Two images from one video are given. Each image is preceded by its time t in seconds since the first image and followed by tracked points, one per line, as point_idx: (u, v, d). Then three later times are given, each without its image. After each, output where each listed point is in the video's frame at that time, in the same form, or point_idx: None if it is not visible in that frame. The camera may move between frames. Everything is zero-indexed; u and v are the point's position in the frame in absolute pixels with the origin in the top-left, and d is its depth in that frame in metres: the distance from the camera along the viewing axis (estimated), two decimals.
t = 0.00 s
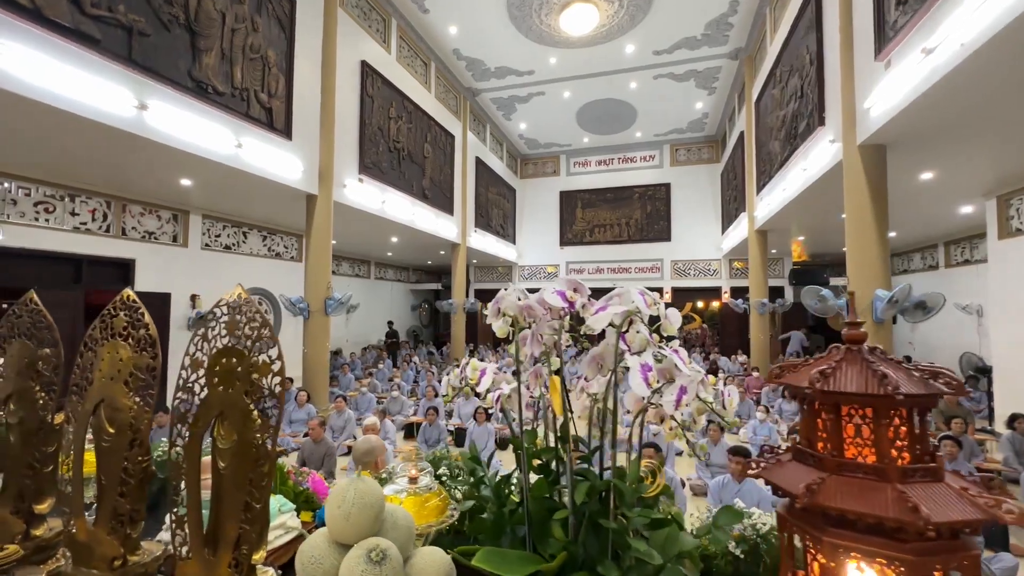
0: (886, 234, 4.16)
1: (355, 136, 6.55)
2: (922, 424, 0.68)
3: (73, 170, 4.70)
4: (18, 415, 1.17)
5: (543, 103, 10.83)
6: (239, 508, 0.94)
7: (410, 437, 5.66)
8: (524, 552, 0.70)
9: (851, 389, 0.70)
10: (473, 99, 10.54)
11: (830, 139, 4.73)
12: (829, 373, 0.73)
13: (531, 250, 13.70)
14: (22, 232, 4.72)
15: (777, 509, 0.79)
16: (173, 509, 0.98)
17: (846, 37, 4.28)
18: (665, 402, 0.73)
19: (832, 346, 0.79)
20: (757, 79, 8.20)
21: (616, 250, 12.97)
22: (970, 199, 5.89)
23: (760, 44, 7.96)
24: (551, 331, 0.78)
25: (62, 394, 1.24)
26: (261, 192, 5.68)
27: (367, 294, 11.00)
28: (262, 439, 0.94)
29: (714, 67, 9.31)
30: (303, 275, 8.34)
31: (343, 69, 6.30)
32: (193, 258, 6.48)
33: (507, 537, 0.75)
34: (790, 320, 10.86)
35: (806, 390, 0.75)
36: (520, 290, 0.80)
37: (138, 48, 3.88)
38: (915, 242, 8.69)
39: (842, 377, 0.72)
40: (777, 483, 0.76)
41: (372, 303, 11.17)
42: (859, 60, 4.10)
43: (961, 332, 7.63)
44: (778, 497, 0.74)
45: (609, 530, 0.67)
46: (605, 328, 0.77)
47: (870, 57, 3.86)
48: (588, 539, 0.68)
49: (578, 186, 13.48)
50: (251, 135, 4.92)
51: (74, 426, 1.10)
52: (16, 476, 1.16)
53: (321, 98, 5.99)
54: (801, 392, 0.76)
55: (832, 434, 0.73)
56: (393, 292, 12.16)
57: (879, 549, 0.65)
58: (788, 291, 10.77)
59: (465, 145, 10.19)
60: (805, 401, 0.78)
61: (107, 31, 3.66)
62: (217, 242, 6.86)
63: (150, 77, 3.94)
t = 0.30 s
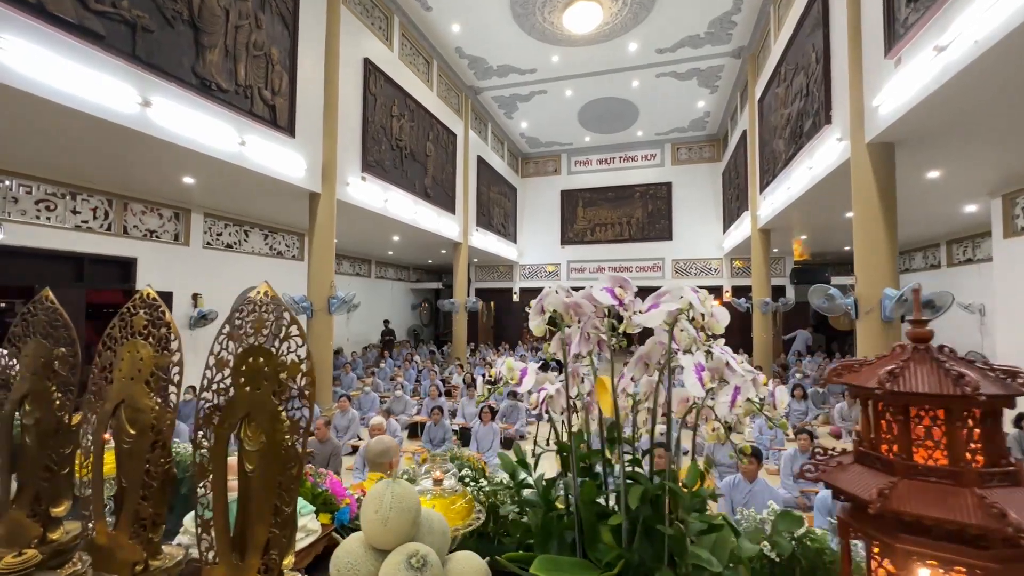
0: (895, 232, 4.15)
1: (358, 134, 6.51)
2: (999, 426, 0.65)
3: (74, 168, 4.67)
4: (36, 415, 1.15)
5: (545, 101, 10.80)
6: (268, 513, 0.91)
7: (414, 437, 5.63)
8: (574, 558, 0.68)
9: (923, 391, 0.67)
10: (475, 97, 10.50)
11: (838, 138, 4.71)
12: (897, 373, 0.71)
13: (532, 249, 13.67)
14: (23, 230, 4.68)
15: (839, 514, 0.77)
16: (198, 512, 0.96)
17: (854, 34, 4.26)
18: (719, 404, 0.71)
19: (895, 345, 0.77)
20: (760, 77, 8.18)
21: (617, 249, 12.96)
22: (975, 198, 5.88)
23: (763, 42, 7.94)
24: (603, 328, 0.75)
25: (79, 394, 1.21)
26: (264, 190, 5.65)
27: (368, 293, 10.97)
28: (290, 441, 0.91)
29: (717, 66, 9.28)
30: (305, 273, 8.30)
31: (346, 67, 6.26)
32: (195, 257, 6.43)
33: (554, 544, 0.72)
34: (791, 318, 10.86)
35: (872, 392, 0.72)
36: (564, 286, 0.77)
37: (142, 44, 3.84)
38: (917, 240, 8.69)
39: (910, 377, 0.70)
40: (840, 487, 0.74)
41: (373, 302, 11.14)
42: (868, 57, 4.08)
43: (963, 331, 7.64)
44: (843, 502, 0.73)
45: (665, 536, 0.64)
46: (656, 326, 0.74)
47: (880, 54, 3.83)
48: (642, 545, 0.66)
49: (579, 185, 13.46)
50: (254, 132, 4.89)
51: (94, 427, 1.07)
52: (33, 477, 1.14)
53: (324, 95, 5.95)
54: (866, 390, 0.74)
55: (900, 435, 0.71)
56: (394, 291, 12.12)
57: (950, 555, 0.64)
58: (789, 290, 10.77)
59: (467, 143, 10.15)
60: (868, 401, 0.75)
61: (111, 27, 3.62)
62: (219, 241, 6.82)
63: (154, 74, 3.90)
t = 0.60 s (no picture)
0: (904, 231, 4.14)
1: (361, 132, 6.47)
2: None
3: (76, 165, 4.62)
4: (55, 416, 1.12)
5: (547, 100, 10.77)
6: (302, 517, 0.88)
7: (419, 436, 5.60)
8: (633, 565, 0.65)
9: (1005, 391, 0.65)
10: (476, 96, 10.47)
11: (845, 136, 4.70)
12: (975, 373, 0.69)
13: (533, 248, 13.63)
14: (25, 228, 4.63)
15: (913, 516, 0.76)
16: (228, 516, 0.93)
17: (863, 32, 4.24)
18: (782, 405, 0.68)
19: (968, 343, 0.76)
20: (763, 76, 8.16)
21: (619, 248, 12.94)
22: (980, 197, 5.88)
23: (767, 41, 7.92)
24: (658, 328, 0.72)
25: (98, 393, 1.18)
26: (267, 188, 5.60)
27: (369, 292, 10.93)
28: (323, 443, 0.88)
29: (720, 64, 9.26)
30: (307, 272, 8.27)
31: (349, 64, 6.22)
32: (196, 256, 6.39)
33: (611, 551, 0.69)
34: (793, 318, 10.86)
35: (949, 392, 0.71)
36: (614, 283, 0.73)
37: (147, 41, 3.80)
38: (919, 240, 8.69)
39: (990, 376, 0.68)
40: (916, 490, 0.73)
41: (374, 301, 11.10)
42: (878, 55, 4.06)
43: (966, 330, 7.64)
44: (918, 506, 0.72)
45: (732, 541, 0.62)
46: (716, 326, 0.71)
47: (890, 51, 3.81)
48: (705, 551, 0.63)
49: (581, 184, 13.43)
50: (258, 129, 4.85)
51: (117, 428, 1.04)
52: (52, 479, 1.11)
53: (328, 93, 5.91)
54: (944, 391, 0.72)
55: (981, 437, 0.69)
56: (394, 290, 12.08)
57: None
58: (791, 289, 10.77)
59: (469, 142, 10.12)
60: (943, 402, 0.74)
61: (115, 22, 3.58)
62: (221, 239, 6.78)
63: (158, 70, 3.86)
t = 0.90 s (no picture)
0: (913, 230, 4.12)
1: (364, 130, 6.43)
2: None
3: (78, 163, 4.58)
4: (75, 418, 1.08)
5: (549, 99, 10.73)
6: (340, 524, 0.85)
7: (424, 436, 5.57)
8: None
9: None
10: (478, 94, 10.43)
11: (852, 135, 4.68)
12: None
13: (534, 247, 13.60)
14: (26, 227, 4.58)
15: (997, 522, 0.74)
16: (259, 524, 0.89)
17: (871, 30, 4.21)
18: (853, 410, 0.65)
19: None
20: (766, 75, 8.14)
21: (620, 247, 12.92)
22: (985, 197, 5.87)
23: (770, 40, 7.91)
24: (717, 330, 0.69)
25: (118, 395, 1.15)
26: (271, 187, 5.56)
27: (370, 292, 10.89)
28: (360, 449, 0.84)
29: (723, 63, 9.24)
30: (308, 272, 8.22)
31: (353, 62, 6.18)
32: (197, 255, 6.33)
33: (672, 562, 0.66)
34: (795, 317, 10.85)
35: None
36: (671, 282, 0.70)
37: (150, 37, 3.76)
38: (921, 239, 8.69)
39: None
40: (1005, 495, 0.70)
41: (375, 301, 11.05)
42: (887, 53, 4.04)
43: (969, 329, 7.65)
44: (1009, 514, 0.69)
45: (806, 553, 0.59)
46: (779, 327, 0.68)
47: (900, 50, 3.79)
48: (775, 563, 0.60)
49: (581, 183, 13.41)
50: (262, 127, 4.81)
51: (142, 431, 1.01)
52: (73, 485, 1.08)
53: (331, 91, 5.87)
54: None
55: None
56: (395, 289, 12.04)
57: None
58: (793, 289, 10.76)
59: (471, 141, 10.07)
60: None
61: (119, 18, 3.54)
62: (222, 238, 6.73)
63: (163, 67, 3.82)
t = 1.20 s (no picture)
0: (922, 228, 4.10)
1: (367, 129, 6.39)
2: None
3: (80, 161, 4.54)
4: (95, 420, 1.06)
5: (550, 98, 10.70)
6: (376, 529, 0.83)
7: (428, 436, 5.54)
8: None
9: None
10: (480, 93, 10.40)
11: (859, 134, 4.67)
12: None
13: (534, 247, 13.58)
14: (28, 226, 4.53)
15: None
16: (291, 530, 0.87)
17: (879, 28, 4.20)
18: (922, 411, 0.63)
19: None
20: (769, 75, 8.13)
21: (620, 247, 12.90)
22: (989, 196, 5.87)
23: (773, 39, 7.89)
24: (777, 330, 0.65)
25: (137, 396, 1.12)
26: (274, 186, 5.52)
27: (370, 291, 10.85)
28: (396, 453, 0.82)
29: (725, 62, 9.22)
30: (309, 271, 8.19)
31: (356, 60, 6.15)
32: (199, 254, 6.29)
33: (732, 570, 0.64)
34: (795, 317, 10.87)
35: None
36: (724, 279, 0.69)
37: (154, 34, 3.72)
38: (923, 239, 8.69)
39: None
40: None
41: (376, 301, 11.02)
42: (895, 52, 4.02)
43: (971, 329, 7.65)
44: None
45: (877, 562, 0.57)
46: (843, 327, 0.65)
47: (909, 48, 3.78)
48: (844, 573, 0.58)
49: (582, 183, 13.39)
50: (265, 126, 4.77)
51: (166, 434, 0.99)
52: (92, 490, 1.05)
53: (334, 89, 5.84)
54: None
55: None
56: (395, 289, 12.01)
57: None
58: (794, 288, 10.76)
59: (472, 139, 10.03)
60: None
61: (124, 15, 3.50)
62: (223, 237, 6.69)
63: (166, 64, 3.78)
